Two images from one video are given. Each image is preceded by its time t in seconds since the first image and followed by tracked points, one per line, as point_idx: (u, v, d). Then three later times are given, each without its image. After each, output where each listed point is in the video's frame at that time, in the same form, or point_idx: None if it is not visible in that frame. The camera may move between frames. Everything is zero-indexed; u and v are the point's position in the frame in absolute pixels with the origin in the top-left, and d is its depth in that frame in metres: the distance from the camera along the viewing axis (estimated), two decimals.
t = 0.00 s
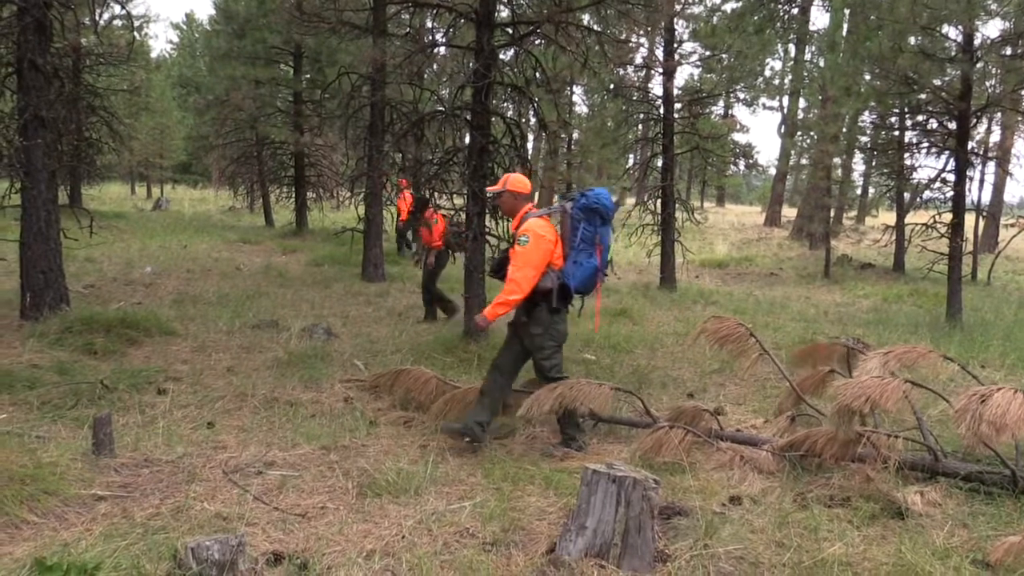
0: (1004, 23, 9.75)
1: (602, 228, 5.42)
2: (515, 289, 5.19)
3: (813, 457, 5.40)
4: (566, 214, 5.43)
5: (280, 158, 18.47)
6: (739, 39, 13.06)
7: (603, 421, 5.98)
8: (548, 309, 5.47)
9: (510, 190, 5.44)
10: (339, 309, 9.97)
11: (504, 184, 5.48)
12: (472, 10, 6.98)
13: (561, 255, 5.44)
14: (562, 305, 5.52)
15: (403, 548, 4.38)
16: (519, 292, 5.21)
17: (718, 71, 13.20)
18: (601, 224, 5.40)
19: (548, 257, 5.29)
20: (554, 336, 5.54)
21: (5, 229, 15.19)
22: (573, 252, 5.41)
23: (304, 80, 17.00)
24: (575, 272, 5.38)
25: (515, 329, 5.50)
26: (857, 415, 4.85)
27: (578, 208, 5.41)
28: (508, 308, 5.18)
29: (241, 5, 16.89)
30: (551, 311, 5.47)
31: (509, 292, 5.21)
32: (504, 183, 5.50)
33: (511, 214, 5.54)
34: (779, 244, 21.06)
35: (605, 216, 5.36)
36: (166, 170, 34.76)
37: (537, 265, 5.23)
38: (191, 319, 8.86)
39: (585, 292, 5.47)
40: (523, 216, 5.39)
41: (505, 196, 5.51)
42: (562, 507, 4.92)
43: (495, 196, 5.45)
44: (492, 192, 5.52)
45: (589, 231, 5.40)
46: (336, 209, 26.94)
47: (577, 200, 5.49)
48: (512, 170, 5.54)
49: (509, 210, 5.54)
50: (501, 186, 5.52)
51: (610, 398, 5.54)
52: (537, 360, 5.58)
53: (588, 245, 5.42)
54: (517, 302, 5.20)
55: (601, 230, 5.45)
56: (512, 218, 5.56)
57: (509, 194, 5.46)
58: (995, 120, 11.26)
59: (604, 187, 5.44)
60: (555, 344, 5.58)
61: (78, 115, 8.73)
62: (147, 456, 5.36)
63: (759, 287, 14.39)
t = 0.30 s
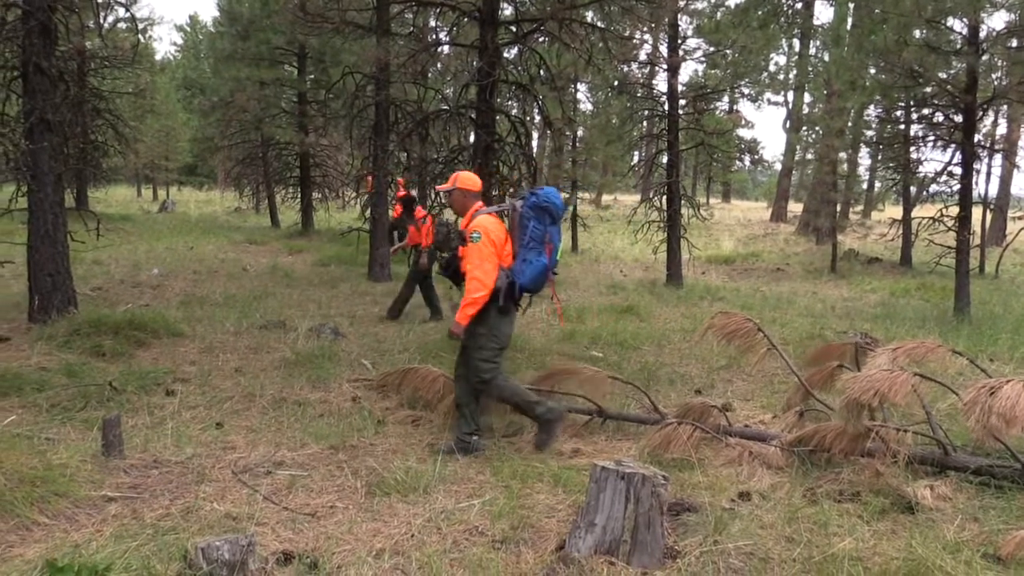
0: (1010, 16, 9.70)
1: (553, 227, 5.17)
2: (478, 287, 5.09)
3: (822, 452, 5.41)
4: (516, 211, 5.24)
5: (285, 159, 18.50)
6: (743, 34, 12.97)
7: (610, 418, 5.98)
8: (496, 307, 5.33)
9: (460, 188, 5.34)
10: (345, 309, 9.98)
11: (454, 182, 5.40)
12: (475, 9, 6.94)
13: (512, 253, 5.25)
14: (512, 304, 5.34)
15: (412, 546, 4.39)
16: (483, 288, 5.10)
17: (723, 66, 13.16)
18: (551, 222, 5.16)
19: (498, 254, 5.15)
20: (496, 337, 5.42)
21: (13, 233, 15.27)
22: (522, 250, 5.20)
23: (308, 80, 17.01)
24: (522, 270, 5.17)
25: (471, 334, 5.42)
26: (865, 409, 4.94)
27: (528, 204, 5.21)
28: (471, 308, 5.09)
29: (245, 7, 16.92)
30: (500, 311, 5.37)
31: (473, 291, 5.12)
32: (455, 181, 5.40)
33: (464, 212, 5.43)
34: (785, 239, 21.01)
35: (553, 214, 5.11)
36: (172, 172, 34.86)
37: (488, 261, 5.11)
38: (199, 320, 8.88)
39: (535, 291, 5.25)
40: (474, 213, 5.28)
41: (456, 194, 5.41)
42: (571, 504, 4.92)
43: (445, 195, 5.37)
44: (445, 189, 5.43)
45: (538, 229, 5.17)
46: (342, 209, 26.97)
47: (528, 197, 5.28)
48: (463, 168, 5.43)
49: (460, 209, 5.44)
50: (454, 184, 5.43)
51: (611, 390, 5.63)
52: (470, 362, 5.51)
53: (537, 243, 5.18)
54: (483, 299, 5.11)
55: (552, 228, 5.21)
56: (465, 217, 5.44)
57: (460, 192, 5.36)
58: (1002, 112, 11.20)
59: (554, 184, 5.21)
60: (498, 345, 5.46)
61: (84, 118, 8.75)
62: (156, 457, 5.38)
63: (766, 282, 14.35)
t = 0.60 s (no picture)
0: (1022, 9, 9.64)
1: (518, 219, 5.34)
2: (459, 280, 5.17)
3: (836, 450, 5.38)
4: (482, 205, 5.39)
5: (295, 161, 18.56)
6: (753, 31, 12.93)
7: (623, 417, 5.97)
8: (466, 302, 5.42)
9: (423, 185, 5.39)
10: (357, 310, 9.99)
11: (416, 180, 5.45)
12: (484, 8, 6.94)
13: (479, 247, 5.38)
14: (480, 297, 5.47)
15: (427, 547, 4.39)
16: (463, 281, 5.19)
17: (732, 63, 13.13)
18: (517, 214, 5.32)
19: (469, 248, 5.25)
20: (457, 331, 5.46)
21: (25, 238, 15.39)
22: (488, 243, 5.35)
23: (317, 82, 17.05)
24: (490, 263, 5.32)
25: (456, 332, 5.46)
26: (880, 405, 4.89)
27: (493, 199, 5.34)
28: (454, 303, 5.18)
29: (254, 10, 16.97)
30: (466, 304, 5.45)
31: (454, 285, 5.19)
32: (416, 179, 5.44)
33: (427, 210, 5.49)
34: (796, 236, 20.94)
35: (520, 206, 5.27)
36: (183, 175, 34.99)
37: (461, 255, 5.19)
38: (212, 322, 8.91)
39: (504, 283, 5.40)
40: (439, 209, 5.36)
41: (418, 192, 5.46)
42: (586, 503, 4.91)
43: (407, 193, 5.40)
44: (405, 188, 5.45)
45: (504, 221, 5.30)
46: (352, 211, 27.02)
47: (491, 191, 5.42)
48: (423, 166, 5.48)
49: (423, 206, 5.49)
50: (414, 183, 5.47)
51: (622, 388, 5.59)
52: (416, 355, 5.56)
53: (504, 236, 5.34)
54: (464, 291, 5.18)
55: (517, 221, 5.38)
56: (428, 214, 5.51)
57: (422, 190, 5.41)
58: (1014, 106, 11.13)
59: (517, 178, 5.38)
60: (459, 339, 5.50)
61: (95, 122, 8.79)
62: (171, 459, 5.39)
63: (778, 280, 14.30)
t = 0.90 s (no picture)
0: None
1: (494, 220, 5.44)
2: (438, 284, 5.22)
3: (873, 451, 5.30)
4: (458, 207, 5.44)
5: (324, 163, 18.71)
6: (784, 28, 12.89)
7: (655, 417, 5.93)
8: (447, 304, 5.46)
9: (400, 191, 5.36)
10: (389, 310, 10.04)
11: (392, 184, 5.41)
12: (513, 8, 6.96)
13: (455, 249, 5.45)
14: (458, 298, 5.52)
15: (460, 546, 4.39)
16: (443, 285, 5.24)
17: (763, 61, 13.03)
18: (493, 215, 5.43)
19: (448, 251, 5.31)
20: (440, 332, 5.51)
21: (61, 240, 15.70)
22: (466, 245, 5.43)
23: (348, 85, 17.17)
24: (467, 264, 5.41)
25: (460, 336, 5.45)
26: (918, 405, 4.81)
27: (468, 201, 5.44)
28: (437, 306, 5.24)
29: (285, 13, 17.12)
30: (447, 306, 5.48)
31: (435, 288, 5.24)
32: (391, 186, 5.41)
33: (404, 215, 5.47)
34: (828, 235, 20.69)
35: (496, 206, 5.37)
36: (215, 178, 35.44)
37: (440, 259, 5.23)
38: (245, 322, 9.00)
39: (482, 283, 5.48)
40: (417, 213, 5.36)
41: (395, 198, 5.43)
42: (619, 503, 4.88)
43: (384, 199, 5.37)
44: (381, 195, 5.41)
45: (480, 223, 5.39)
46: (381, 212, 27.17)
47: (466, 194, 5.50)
48: (396, 171, 5.46)
49: (400, 210, 5.44)
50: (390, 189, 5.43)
51: (654, 388, 5.58)
52: (401, 356, 5.60)
53: (481, 237, 5.43)
54: (445, 294, 5.26)
55: (492, 222, 5.48)
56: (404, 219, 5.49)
57: (398, 196, 5.37)
58: None
59: (493, 180, 5.47)
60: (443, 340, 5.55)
61: (131, 125, 8.92)
62: (207, 457, 5.45)
63: (810, 279, 14.14)
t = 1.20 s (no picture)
0: None
1: (487, 212, 5.47)
2: (408, 276, 5.28)
3: (920, 453, 5.18)
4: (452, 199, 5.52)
5: (361, 164, 18.86)
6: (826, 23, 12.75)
7: (696, 417, 5.88)
8: (436, 294, 5.52)
9: (395, 182, 5.54)
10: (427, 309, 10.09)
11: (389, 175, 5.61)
12: (552, 7, 6.95)
13: (449, 240, 5.51)
14: (449, 289, 5.57)
15: (501, 545, 4.38)
16: (410, 277, 5.28)
17: (804, 57, 12.87)
18: (485, 207, 5.46)
19: (435, 241, 5.38)
20: (435, 322, 5.58)
21: (105, 241, 16.06)
22: (458, 235, 5.47)
23: (386, 86, 17.28)
24: (458, 256, 5.44)
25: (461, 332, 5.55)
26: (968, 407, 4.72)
27: (464, 193, 5.49)
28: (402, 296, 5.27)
29: (324, 15, 17.29)
30: (437, 297, 5.53)
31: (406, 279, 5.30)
32: (388, 177, 5.59)
33: (401, 206, 5.63)
34: (872, 234, 20.32)
35: (489, 199, 5.41)
36: (256, 179, 35.95)
37: (424, 249, 5.33)
38: (286, 321, 9.11)
39: (474, 275, 5.50)
40: (411, 204, 5.51)
41: (391, 189, 5.60)
42: (660, 504, 4.84)
43: (380, 189, 5.55)
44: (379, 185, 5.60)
45: (473, 215, 5.45)
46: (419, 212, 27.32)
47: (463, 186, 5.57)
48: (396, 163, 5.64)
49: (398, 200, 5.63)
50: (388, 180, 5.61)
51: (696, 388, 5.53)
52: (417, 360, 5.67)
53: (473, 228, 5.47)
54: (410, 287, 5.26)
55: (487, 214, 5.50)
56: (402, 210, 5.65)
57: (395, 186, 5.55)
58: None
59: (490, 172, 5.52)
60: (437, 330, 5.63)
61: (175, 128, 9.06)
62: (250, 454, 5.51)
63: (853, 279, 13.91)
